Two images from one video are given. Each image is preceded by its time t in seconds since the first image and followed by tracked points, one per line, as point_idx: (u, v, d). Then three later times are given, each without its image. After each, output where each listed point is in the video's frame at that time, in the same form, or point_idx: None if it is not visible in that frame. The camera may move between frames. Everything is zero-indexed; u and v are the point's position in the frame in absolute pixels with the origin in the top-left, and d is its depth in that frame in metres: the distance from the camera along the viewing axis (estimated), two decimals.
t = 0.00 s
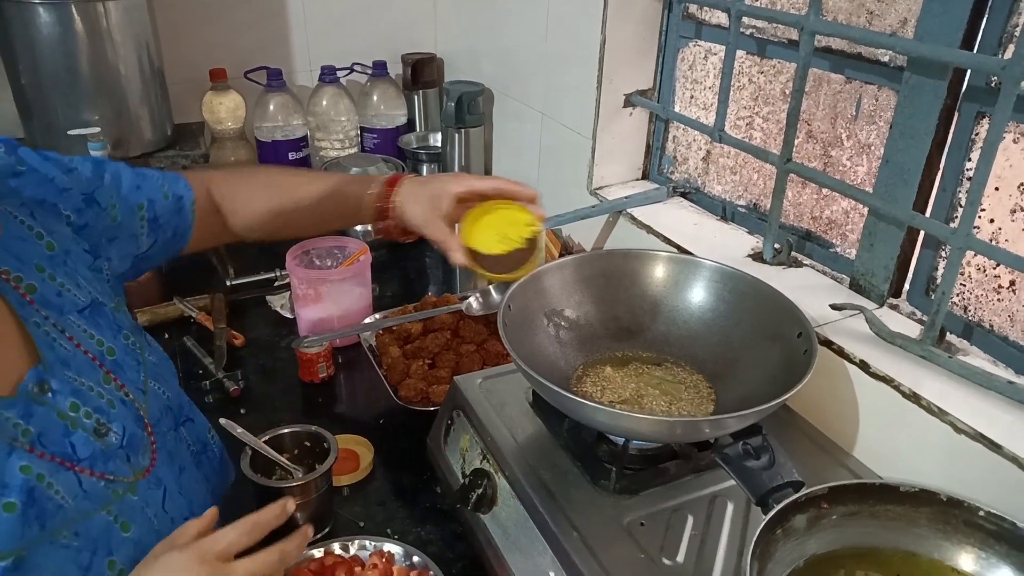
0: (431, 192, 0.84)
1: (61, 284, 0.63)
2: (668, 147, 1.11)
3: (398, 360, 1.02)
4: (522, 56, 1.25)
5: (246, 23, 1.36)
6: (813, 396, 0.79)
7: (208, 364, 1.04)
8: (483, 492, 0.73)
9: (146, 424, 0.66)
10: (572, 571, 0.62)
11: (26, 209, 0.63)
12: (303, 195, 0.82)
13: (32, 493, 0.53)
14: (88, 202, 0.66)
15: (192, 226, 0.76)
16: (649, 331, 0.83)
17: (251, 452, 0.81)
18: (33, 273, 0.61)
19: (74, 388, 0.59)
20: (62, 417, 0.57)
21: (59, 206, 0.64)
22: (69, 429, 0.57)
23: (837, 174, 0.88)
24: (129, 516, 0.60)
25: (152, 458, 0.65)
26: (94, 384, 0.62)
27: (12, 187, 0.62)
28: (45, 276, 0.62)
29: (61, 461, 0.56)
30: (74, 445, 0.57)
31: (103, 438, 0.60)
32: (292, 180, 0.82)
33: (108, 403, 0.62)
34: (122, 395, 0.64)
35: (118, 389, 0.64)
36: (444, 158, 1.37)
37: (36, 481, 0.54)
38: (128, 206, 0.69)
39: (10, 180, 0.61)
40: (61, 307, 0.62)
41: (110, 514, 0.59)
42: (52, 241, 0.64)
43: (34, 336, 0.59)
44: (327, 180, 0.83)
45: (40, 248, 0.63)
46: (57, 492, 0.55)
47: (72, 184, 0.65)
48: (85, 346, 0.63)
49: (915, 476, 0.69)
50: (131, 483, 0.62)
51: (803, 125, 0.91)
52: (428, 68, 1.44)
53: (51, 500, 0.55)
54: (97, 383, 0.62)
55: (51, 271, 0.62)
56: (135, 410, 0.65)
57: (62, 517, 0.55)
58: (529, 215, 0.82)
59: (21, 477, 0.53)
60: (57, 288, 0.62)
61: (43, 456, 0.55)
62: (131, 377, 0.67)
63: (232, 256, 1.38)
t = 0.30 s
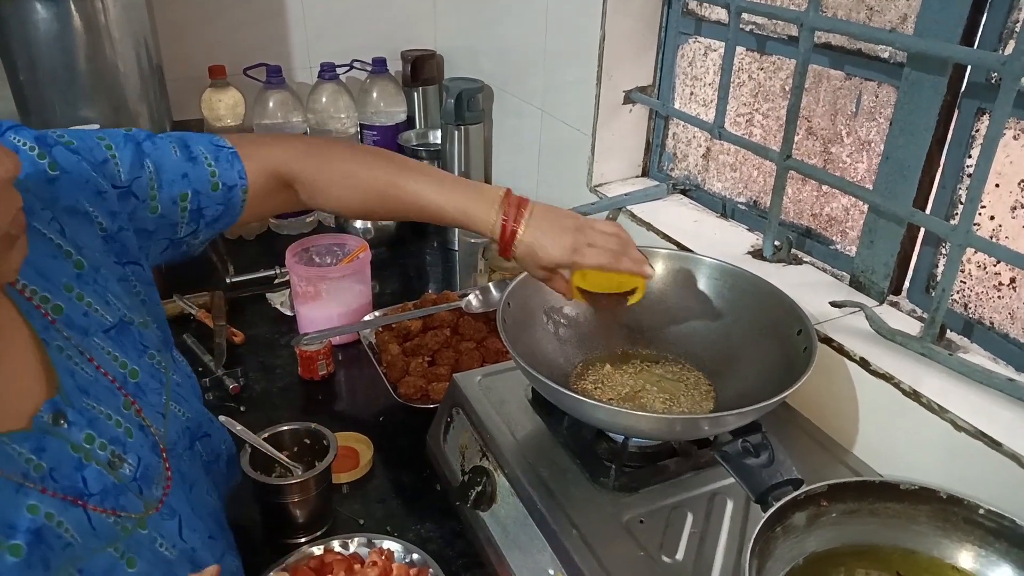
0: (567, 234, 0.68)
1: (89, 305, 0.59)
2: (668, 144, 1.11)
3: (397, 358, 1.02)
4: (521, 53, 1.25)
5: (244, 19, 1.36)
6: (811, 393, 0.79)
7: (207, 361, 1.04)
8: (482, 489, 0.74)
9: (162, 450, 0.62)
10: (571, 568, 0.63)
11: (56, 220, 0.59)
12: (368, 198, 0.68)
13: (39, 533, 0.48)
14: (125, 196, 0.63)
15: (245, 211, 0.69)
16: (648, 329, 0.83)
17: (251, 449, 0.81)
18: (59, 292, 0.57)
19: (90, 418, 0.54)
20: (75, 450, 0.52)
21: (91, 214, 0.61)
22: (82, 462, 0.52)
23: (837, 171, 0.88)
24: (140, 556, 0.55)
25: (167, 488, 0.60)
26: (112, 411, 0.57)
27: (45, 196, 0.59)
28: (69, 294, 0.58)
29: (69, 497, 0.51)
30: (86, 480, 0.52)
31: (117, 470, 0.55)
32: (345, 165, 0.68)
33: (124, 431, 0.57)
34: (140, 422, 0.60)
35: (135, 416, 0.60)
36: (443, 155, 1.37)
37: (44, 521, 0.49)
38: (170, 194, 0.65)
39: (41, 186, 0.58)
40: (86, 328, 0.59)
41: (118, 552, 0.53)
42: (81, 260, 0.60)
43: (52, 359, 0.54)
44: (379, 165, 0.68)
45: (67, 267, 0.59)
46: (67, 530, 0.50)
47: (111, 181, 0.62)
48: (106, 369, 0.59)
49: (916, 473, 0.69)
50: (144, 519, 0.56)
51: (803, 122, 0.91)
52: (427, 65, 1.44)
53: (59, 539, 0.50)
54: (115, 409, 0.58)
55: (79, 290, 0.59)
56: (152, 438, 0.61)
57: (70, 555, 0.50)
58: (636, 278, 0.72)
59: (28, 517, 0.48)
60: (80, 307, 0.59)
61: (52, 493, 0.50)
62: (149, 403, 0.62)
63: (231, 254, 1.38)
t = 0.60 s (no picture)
0: (590, 233, 0.63)
1: (108, 315, 0.60)
2: (675, 145, 1.11)
3: (404, 359, 1.02)
4: (528, 54, 1.25)
5: (252, 22, 1.37)
6: (819, 393, 0.79)
7: (215, 363, 1.05)
8: (489, 490, 0.74)
9: (181, 459, 0.62)
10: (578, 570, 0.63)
11: (74, 229, 0.59)
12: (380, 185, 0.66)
13: (63, 548, 0.49)
14: (138, 197, 0.64)
15: (257, 205, 0.70)
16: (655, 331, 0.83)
17: (258, 450, 0.81)
18: (80, 304, 0.58)
19: (111, 430, 0.55)
20: (96, 463, 0.52)
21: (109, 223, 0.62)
22: (103, 476, 0.53)
23: (845, 172, 0.87)
24: (159, 567, 0.55)
25: (187, 497, 0.61)
26: (133, 422, 0.57)
27: (63, 204, 0.59)
28: (90, 307, 0.59)
29: (91, 511, 0.51)
30: (108, 493, 0.53)
31: (137, 482, 0.55)
32: (368, 149, 0.67)
33: (145, 441, 0.58)
34: (159, 432, 0.60)
35: (155, 426, 0.60)
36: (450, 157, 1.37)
37: (67, 536, 0.49)
38: (185, 191, 0.66)
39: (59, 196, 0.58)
40: (107, 339, 0.59)
41: (139, 564, 0.54)
42: (100, 269, 0.61)
43: (74, 373, 0.54)
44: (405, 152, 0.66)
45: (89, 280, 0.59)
46: (90, 544, 0.51)
47: (124, 183, 0.63)
48: (127, 380, 0.59)
49: (924, 475, 0.69)
50: (163, 530, 0.57)
51: (810, 123, 0.91)
52: (434, 67, 1.44)
53: (83, 554, 0.50)
54: (136, 420, 0.58)
55: (99, 301, 0.59)
56: (172, 448, 0.61)
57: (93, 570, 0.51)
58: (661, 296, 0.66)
59: (51, 533, 0.49)
60: (101, 320, 0.59)
61: (74, 508, 0.51)
62: (168, 413, 0.63)
63: (239, 255, 1.39)
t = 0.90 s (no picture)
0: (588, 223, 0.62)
1: (101, 306, 0.60)
2: (683, 138, 1.10)
3: (411, 352, 1.02)
4: (534, 47, 1.25)
5: (258, 16, 1.37)
6: (828, 387, 0.78)
7: (223, 356, 1.05)
8: (496, 484, 0.74)
9: (177, 449, 0.62)
10: (585, 564, 0.63)
11: (68, 222, 0.60)
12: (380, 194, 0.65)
13: (56, 534, 0.49)
14: (133, 195, 0.64)
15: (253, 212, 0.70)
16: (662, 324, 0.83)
17: (265, 443, 0.81)
18: (73, 295, 0.58)
19: (105, 419, 0.55)
20: (90, 451, 0.52)
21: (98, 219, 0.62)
22: (97, 464, 0.53)
23: (853, 165, 0.87)
24: (155, 555, 0.55)
25: (183, 487, 0.61)
26: (127, 411, 0.57)
27: (56, 197, 0.59)
28: (83, 298, 0.59)
29: (84, 499, 0.51)
30: (102, 481, 0.53)
31: (131, 470, 0.55)
32: (374, 162, 0.66)
33: (140, 430, 0.58)
34: (155, 421, 0.60)
35: (151, 415, 0.60)
36: (457, 150, 1.37)
37: (60, 522, 0.49)
38: (180, 192, 0.66)
39: (54, 189, 0.59)
40: (101, 329, 0.59)
41: (134, 552, 0.54)
42: (92, 261, 0.61)
43: (67, 362, 0.54)
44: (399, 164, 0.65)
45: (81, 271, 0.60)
46: (83, 531, 0.50)
47: (118, 180, 0.63)
48: (122, 370, 0.59)
49: (932, 468, 0.69)
50: (159, 518, 0.57)
51: (819, 115, 0.90)
52: (440, 60, 1.44)
53: (76, 540, 0.50)
54: (131, 409, 0.58)
55: (92, 292, 0.60)
56: (168, 436, 0.61)
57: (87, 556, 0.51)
58: (667, 285, 0.65)
59: (43, 520, 0.48)
60: (94, 310, 0.60)
61: (67, 495, 0.50)
62: (164, 404, 0.63)
63: (247, 249, 1.39)
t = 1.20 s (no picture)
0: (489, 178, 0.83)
1: (77, 284, 0.61)
2: (683, 140, 1.11)
3: (412, 352, 1.02)
4: (536, 48, 1.25)
5: (261, 16, 1.37)
6: (827, 389, 0.79)
7: (224, 355, 1.06)
8: (496, 483, 0.74)
9: (159, 421, 0.62)
10: (583, 562, 0.63)
11: (45, 207, 0.62)
12: (296, 187, 0.78)
13: (42, 492, 0.48)
14: (108, 193, 0.67)
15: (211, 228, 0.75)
16: (662, 325, 0.83)
17: (266, 441, 0.82)
18: (47, 271, 0.59)
19: (85, 387, 0.55)
20: (73, 417, 0.52)
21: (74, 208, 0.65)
22: (80, 429, 0.52)
23: (854, 167, 0.87)
24: (142, 518, 0.55)
25: (165, 456, 0.61)
26: (108, 382, 0.58)
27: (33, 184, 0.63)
28: (57, 274, 0.60)
29: (69, 461, 0.51)
30: (86, 445, 0.52)
31: (115, 437, 0.55)
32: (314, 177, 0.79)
33: (121, 401, 0.58)
34: (136, 393, 0.61)
35: (131, 387, 0.60)
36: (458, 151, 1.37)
37: (45, 481, 0.48)
38: (148, 199, 0.70)
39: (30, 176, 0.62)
40: (77, 306, 0.60)
41: (122, 514, 0.53)
42: (67, 242, 0.63)
43: (43, 331, 0.54)
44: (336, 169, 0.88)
45: (53, 248, 0.61)
46: (68, 491, 0.50)
47: (94, 175, 0.66)
48: (98, 344, 0.59)
49: (930, 470, 0.69)
50: (144, 483, 0.56)
51: (819, 118, 0.91)
52: (443, 61, 1.44)
53: (62, 500, 0.49)
54: (111, 381, 0.58)
55: (67, 271, 0.61)
56: (149, 406, 0.62)
57: (74, 516, 0.50)
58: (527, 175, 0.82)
59: (28, 476, 0.48)
60: (69, 286, 0.60)
61: (51, 457, 0.50)
62: (145, 377, 0.64)
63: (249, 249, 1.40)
